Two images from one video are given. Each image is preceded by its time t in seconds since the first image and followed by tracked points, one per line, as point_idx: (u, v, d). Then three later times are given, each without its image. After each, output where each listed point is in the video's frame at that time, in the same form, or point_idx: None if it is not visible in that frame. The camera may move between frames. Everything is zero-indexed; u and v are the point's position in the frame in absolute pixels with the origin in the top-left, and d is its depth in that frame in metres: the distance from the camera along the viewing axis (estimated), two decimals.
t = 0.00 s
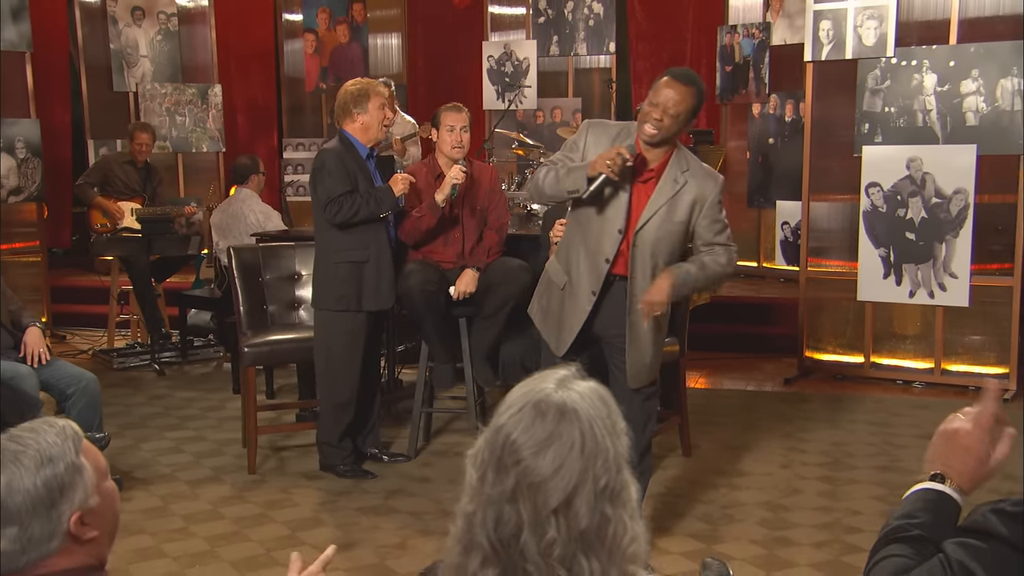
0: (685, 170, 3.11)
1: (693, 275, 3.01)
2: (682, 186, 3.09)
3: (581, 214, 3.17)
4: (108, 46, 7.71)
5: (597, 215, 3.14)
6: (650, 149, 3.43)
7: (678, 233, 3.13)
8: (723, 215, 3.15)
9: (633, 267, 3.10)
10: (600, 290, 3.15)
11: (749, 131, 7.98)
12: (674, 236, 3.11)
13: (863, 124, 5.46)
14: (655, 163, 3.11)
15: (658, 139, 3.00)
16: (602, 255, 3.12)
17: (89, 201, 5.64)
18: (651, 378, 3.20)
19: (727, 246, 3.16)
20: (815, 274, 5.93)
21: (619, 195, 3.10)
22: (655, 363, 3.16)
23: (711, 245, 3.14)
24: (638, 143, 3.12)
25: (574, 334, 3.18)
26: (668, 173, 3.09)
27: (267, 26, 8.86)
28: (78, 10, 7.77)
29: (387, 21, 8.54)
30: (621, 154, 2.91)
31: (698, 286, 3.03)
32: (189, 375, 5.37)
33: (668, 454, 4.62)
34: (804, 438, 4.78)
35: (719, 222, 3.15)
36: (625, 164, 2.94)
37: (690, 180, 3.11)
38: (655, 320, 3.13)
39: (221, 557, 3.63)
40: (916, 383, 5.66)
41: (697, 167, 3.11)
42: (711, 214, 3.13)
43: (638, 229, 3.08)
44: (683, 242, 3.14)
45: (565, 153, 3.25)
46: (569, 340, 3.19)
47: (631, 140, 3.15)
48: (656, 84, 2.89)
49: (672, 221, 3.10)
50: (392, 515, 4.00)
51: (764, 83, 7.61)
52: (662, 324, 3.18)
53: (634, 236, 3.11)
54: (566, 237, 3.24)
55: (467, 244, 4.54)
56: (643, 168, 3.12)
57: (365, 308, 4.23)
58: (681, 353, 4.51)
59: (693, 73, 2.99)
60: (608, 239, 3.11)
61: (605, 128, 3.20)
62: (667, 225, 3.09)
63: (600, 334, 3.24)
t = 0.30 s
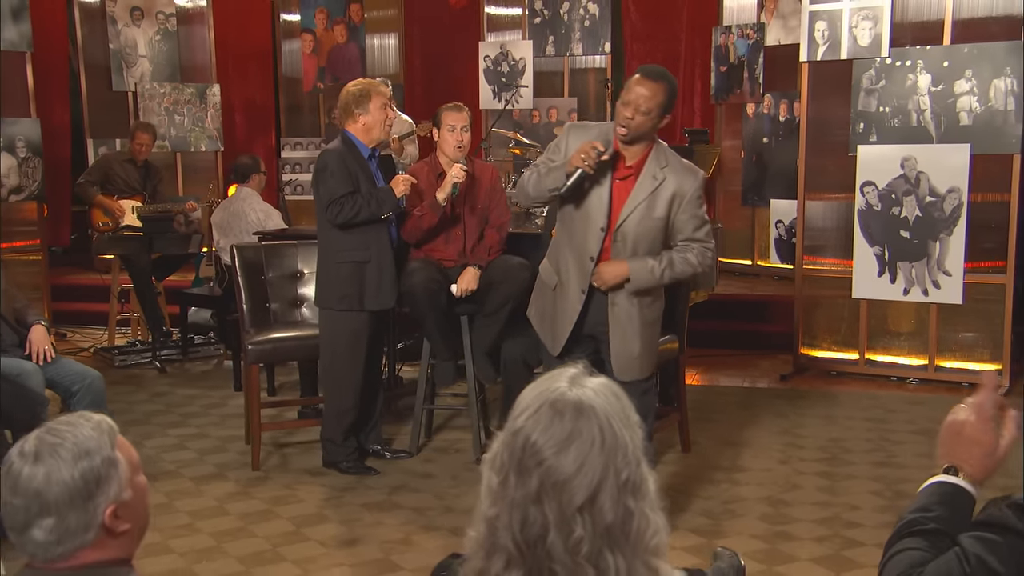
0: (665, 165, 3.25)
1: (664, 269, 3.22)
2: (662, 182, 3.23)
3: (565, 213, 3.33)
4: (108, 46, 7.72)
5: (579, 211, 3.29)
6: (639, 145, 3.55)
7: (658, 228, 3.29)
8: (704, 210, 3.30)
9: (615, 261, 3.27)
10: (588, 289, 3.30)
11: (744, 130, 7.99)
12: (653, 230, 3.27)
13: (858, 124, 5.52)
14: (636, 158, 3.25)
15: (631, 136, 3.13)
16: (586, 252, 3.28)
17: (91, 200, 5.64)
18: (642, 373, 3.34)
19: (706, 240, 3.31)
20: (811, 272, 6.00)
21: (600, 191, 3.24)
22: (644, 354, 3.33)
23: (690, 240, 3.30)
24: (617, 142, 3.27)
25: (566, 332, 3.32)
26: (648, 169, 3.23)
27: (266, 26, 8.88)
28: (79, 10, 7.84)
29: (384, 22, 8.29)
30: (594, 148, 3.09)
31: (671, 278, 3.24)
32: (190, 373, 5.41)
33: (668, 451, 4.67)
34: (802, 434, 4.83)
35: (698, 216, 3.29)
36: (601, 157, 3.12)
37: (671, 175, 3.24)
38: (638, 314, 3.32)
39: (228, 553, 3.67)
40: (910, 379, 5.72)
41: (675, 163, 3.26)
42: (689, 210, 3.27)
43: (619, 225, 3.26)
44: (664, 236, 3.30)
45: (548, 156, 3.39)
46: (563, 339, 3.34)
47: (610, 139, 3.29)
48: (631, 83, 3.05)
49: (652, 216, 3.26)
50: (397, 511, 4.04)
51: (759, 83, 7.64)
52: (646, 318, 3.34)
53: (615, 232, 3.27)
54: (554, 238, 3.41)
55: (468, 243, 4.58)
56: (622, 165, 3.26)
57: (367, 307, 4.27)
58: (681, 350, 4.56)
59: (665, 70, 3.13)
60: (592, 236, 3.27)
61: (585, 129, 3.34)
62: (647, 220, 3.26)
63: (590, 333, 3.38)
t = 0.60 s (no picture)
0: (638, 159, 3.31)
1: (642, 266, 3.29)
2: (635, 177, 3.30)
3: (544, 212, 3.42)
4: (108, 46, 7.74)
5: (555, 209, 3.38)
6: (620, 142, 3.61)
7: (635, 221, 3.35)
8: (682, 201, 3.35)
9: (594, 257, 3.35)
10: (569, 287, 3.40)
11: (741, 130, 8.06)
12: (630, 225, 3.34)
13: (855, 123, 5.59)
14: (608, 154, 3.32)
15: (599, 132, 3.21)
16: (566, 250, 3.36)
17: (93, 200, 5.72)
18: (633, 366, 3.40)
19: (686, 232, 3.37)
20: (808, 270, 6.03)
21: (573, 188, 3.33)
22: (631, 346, 3.39)
23: (669, 232, 3.35)
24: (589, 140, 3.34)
25: (551, 330, 3.44)
26: (620, 165, 3.29)
27: (264, 25, 8.88)
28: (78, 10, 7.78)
29: (382, 23, 8.40)
30: (560, 144, 3.19)
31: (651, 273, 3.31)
32: (193, 370, 5.45)
33: (668, 447, 4.72)
34: (801, 430, 4.88)
35: (675, 207, 3.35)
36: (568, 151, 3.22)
37: (644, 169, 3.30)
38: (623, 309, 3.38)
39: (236, 549, 3.70)
40: (906, 375, 5.77)
41: (648, 158, 3.32)
42: (666, 202, 3.34)
43: (595, 221, 3.34)
44: (644, 230, 3.37)
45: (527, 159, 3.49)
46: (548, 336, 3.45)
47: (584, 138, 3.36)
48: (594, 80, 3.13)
49: (628, 212, 3.32)
50: (402, 506, 4.08)
51: (755, 83, 7.68)
52: (634, 313, 3.40)
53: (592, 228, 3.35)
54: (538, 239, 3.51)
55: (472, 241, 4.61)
56: (596, 162, 3.33)
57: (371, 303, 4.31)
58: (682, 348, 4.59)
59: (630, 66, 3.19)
60: (569, 235, 3.35)
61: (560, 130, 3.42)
62: (624, 214, 3.32)
63: (575, 330, 3.48)
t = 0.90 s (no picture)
0: (610, 162, 3.54)
1: (619, 266, 3.53)
2: (607, 181, 3.53)
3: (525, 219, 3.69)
4: (109, 45, 7.77)
5: (533, 215, 3.65)
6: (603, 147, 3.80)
7: (613, 222, 3.59)
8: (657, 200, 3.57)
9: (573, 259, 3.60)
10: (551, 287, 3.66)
11: (737, 129, 8.07)
12: (608, 226, 3.57)
13: (852, 122, 5.64)
14: (581, 161, 3.58)
15: (565, 143, 3.49)
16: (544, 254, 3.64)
17: (96, 198, 5.78)
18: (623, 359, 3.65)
19: (664, 229, 3.59)
20: (805, 267, 6.08)
21: (550, 195, 3.60)
22: (619, 341, 3.63)
23: (647, 231, 3.58)
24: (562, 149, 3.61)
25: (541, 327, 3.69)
26: (593, 169, 3.53)
27: (264, 25, 8.99)
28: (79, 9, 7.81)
29: (381, 23, 8.46)
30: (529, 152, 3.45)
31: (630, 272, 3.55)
32: (197, 366, 5.50)
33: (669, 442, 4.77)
34: (800, 426, 4.94)
35: (651, 206, 3.58)
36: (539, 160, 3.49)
37: (616, 171, 3.53)
38: (607, 306, 3.62)
39: (246, 543, 3.74)
40: (902, 372, 5.83)
41: (619, 162, 3.55)
42: (640, 203, 3.56)
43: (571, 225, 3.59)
44: (621, 230, 3.60)
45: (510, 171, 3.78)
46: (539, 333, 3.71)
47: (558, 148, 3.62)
48: (556, 94, 3.42)
49: (603, 214, 3.56)
50: (408, 501, 4.12)
51: (751, 82, 7.76)
52: (620, 309, 3.63)
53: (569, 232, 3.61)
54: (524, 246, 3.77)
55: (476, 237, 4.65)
56: (570, 169, 3.59)
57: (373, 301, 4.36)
58: (684, 343, 4.64)
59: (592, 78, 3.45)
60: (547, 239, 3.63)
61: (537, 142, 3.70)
62: (599, 216, 3.56)
63: (567, 327, 3.73)
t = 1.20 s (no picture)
0: (594, 158, 3.60)
1: (604, 264, 3.57)
2: (590, 177, 3.58)
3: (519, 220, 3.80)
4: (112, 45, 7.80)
5: (524, 214, 3.74)
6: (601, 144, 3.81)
7: (599, 218, 3.62)
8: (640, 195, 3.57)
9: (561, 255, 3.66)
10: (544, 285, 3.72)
11: (734, 127, 8.12)
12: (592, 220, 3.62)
13: (850, 120, 5.69)
14: (566, 157, 3.64)
15: (545, 141, 3.58)
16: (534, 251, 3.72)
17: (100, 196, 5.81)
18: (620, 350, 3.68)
19: (650, 224, 3.58)
20: (803, 264, 6.14)
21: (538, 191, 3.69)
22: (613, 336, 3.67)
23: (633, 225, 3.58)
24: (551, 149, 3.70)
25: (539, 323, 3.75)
26: (577, 166, 3.60)
27: (265, 23, 9.01)
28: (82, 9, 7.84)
29: (380, 22, 8.49)
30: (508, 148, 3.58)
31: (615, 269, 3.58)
32: (201, 363, 5.54)
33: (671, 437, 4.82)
34: (800, 421, 5.00)
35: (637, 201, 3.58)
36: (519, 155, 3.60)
37: (600, 166, 3.59)
38: (599, 301, 3.65)
39: (255, 537, 3.78)
40: (899, 367, 5.90)
41: (604, 159, 3.59)
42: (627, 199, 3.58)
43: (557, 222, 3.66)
44: (608, 227, 3.64)
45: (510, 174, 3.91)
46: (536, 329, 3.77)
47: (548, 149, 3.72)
48: (535, 95, 3.52)
49: (588, 210, 3.61)
50: (415, 496, 4.17)
51: (748, 81, 7.80)
52: (612, 305, 3.66)
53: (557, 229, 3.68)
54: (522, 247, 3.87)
55: (480, 236, 4.72)
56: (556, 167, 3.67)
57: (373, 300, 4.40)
58: (685, 340, 4.68)
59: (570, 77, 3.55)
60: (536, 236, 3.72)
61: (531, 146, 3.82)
62: (584, 211, 3.61)
63: (566, 323, 3.76)
